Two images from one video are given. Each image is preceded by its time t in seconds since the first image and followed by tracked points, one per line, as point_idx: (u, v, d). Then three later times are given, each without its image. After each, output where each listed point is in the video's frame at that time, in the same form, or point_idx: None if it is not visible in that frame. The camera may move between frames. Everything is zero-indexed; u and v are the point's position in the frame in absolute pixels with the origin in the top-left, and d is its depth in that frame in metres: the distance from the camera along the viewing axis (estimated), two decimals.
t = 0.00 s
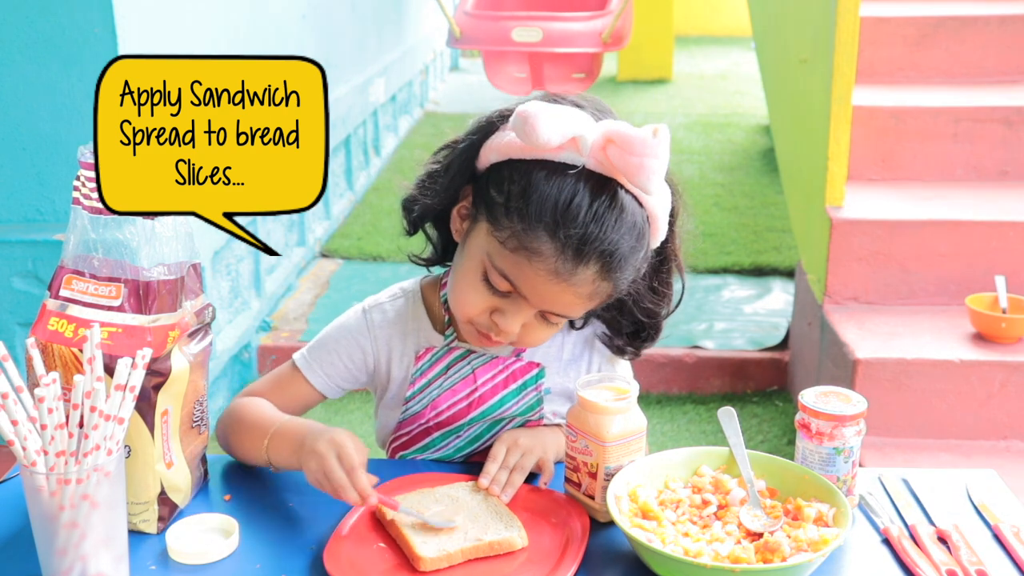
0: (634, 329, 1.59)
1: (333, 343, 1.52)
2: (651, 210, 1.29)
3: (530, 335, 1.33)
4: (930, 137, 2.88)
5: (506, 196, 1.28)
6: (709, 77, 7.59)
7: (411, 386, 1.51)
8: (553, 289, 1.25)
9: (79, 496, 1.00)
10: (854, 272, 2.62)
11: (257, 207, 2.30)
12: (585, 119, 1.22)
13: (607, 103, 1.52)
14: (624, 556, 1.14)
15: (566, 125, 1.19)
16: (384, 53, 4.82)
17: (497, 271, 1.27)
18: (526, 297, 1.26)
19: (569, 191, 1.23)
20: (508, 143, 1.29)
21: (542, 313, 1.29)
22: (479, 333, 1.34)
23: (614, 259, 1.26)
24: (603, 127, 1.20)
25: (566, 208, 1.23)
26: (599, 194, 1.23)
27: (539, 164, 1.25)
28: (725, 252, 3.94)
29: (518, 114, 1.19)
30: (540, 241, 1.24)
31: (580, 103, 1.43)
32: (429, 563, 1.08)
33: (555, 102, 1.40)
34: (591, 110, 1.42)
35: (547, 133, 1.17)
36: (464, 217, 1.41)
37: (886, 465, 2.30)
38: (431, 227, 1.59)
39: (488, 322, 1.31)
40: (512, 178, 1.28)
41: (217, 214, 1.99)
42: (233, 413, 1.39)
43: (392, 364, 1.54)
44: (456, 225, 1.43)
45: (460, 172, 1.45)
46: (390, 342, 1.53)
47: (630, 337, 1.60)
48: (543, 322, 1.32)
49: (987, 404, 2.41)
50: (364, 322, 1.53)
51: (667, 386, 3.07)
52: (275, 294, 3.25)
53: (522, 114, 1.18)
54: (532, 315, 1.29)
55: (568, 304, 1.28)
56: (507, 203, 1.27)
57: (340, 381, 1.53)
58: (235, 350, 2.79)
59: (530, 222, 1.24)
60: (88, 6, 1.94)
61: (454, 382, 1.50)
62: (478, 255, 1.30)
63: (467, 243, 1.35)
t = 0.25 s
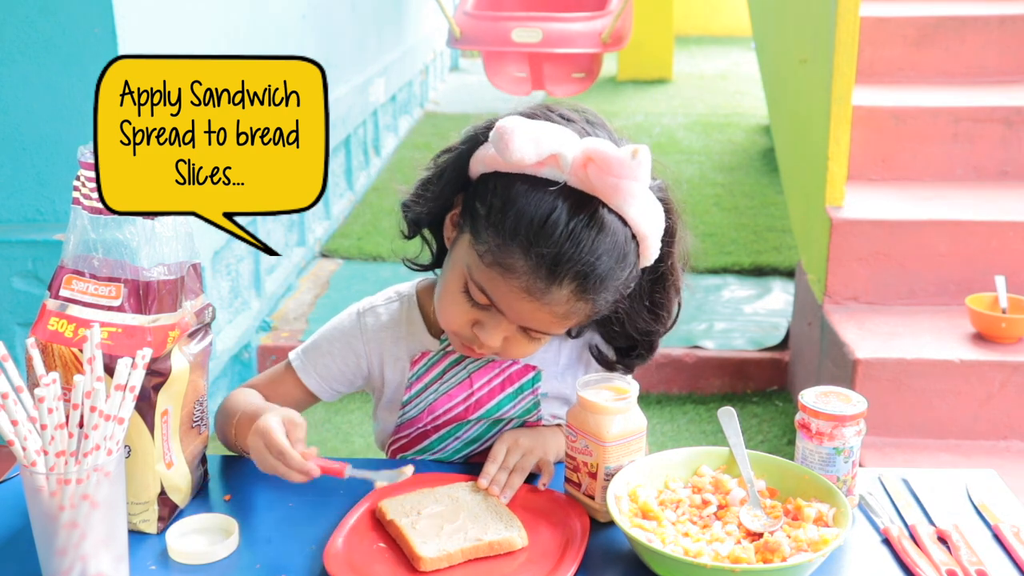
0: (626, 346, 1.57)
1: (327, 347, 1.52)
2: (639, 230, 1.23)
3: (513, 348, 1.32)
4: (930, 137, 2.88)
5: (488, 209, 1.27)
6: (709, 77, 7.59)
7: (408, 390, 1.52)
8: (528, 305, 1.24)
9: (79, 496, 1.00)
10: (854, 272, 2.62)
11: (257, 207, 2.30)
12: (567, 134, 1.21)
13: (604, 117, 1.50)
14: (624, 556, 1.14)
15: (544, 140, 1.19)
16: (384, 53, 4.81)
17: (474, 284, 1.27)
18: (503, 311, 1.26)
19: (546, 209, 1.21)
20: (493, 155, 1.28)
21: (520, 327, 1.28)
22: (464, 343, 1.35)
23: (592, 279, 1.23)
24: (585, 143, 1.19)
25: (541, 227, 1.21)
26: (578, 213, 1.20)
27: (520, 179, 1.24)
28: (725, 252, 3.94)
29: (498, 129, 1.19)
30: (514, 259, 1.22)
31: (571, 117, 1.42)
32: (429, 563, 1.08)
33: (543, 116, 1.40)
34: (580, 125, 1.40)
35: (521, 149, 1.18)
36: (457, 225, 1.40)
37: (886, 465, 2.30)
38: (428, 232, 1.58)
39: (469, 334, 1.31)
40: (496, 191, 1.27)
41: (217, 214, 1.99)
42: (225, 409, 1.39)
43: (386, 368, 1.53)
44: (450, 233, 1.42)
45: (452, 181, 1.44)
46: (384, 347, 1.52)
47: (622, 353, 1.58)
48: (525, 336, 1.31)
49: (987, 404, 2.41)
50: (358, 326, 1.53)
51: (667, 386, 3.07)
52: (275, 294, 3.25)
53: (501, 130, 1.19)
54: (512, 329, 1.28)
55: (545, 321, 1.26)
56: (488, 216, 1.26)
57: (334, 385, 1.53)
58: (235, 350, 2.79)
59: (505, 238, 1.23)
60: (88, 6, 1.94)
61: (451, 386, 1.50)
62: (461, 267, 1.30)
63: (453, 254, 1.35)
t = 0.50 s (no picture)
0: (633, 318, 1.59)
1: (340, 333, 1.52)
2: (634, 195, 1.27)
3: (529, 334, 1.32)
4: (930, 137, 2.88)
5: (484, 201, 1.28)
6: (709, 77, 7.59)
7: (408, 388, 1.51)
8: (544, 287, 1.25)
9: (79, 496, 1.00)
10: (854, 272, 2.62)
11: (257, 207, 2.30)
12: (551, 113, 1.21)
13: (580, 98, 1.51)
14: (625, 556, 1.14)
15: (533, 123, 1.19)
16: (384, 53, 4.81)
17: (486, 277, 1.27)
18: (519, 300, 1.26)
19: (545, 189, 1.23)
20: (477, 147, 1.29)
21: (535, 311, 1.29)
22: (478, 340, 1.35)
23: (600, 249, 1.25)
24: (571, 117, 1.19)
25: (544, 206, 1.22)
26: (577, 186, 1.22)
27: (509, 166, 1.26)
28: (725, 252, 3.94)
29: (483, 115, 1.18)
30: (523, 243, 1.23)
31: (549, 98, 1.42)
32: (429, 563, 1.08)
33: (522, 99, 1.40)
34: (559, 104, 1.42)
35: (514, 134, 1.16)
36: (448, 225, 1.41)
37: (886, 465, 2.30)
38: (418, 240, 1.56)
39: (484, 328, 1.31)
40: (488, 182, 1.28)
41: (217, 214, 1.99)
42: (226, 399, 1.35)
43: (393, 360, 1.54)
44: (441, 234, 1.43)
45: (436, 183, 1.42)
46: (393, 338, 1.54)
47: (630, 326, 1.60)
48: (539, 320, 1.31)
49: (987, 404, 2.41)
50: (370, 314, 1.54)
51: (667, 386, 3.07)
52: (275, 294, 3.25)
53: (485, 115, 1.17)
54: (527, 315, 1.29)
55: (561, 300, 1.27)
56: (486, 208, 1.27)
57: (343, 372, 1.53)
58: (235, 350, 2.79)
59: (510, 224, 1.24)
60: (88, 6, 1.94)
61: (451, 385, 1.50)
62: (467, 264, 1.30)
63: (454, 251, 1.35)
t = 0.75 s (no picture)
0: (635, 323, 1.60)
1: (342, 337, 1.52)
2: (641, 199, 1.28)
3: (529, 336, 1.32)
4: (930, 137, 2.88)
5: (491, 198, 1.28)
6: (709, 77, 7.59)
7: (410, 387, 1.51)
8: (547, 286, 1.25)
9: (79, 496, 1.00)
10: (854, 272, 2.62)
11: (257, 207, 2.30)
12: (561, 114, 1.22)
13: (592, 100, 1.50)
14: (624, 556, 1.14)
15: (543, 120, 1.20)
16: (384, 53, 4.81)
17: (489, 275, 1.26)
18: (522, 300, 1.26)
19: (553, 187, 1.23)
20: (487, 145, 1.30)
21: (537, 312, 1.28)
22: (478, 340, 1.34)
23: (604, 250, 1.26)
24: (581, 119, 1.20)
25: (551, 204, 1.23)
26: (584, 186, 1.23)
27: (518, 163, 1.26)
28: (725, 252, 3.94)
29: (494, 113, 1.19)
30: (528, 240, 1.23)
31: (560, 99, 1.42)
32: (429, 563, 1.08)
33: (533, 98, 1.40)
34: (570, 105, 1.41)
35: (524, 129, 1.18)
36: (453, 222, 1.40)
37: (887, 465, 2.30)
38: (423, 237, 1.57)
39: (485, 327, 1.30)
40: (496, 179, 1.28)
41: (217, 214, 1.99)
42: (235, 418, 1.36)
43: (395, 361, 1.55)
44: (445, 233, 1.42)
45: (445, 179, 1.43)
46: (395, 340, 1.54)
47: (632, 332, 1.60)
48: (541, 321, 1.31)
49: (987, 404, 2.41)
50: (372, 317, 1.54)
51: (667, 386, 3.07)
52: (275, 294, 3.25)
53: (498, 113, 1.19)
54: (529, 315, 1.28)
55: (563, 301, 1.27)
56: (493, 205, 1.27)
57: (348, 376, 1.53)
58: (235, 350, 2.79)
59: (516, 222, 1.24)
60: (88, 6, 1.94)
61: (453, 386, 1.50)
62: (470, 261, 1.30)
63: (457, 249, 1.35)
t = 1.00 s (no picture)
0: (638, 342, 1.60)
1: (347, 338, 1.51)
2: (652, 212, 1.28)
3: (530, 339, 1.32)
4: (930, 137, 2.88)
5: (501, 197, 1.27)
6: (709, 77, 7.59)
7: (414, 386, 1.51)
8: (548, 290, 1.24)
9: (79, 496, 1.00)
10: (854, 272, 2.62)
11: (257, 207, 2.30)
12: (577, 118, 1.21)
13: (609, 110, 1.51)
14: (624, 556, 1.14)
15: (559, 123, 1.19)
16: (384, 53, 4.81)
17: (492, 273, 1.26)
18: (524, 300, 1.25)
19: (561, 190, 1.22)
20: (502, 145, 1.29)
21: (539, 315, 1.28)
22: (478, 338, 1.34)
23: (609, 259, 1.24)
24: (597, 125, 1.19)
25: (558, 208, 1.22)
26: (594, 192, 1.22)
27: (532, 165, 1.25)
28: (725, 252, 3.94)
29: (511, 112, 1.19)
30: (533, 242, 1.23)
31: (578, 104, 1.42)
32: (429, 564, 1.08)
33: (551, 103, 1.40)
34: (587, 113, 1.41)
35: (539, 131, 1.18)
36: (464, 222, 1.40)
37: (886, 465, 2.30)
38: (435, 234, 1.56)
39: (486, 326, 1.30)
40: (507, 179, 1.28)
41: (217, 214, 1.99)
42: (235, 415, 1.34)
43: (399, 360, 1.55)
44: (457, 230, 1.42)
45: (459, 179, 1.43)
46: (400, 339, 1.54)
47: (636, 349, 1.61)
48: (542, 325, 1.31)
49: (987, 404, 2.41)
50: (376, 316, 1.53)
51: (667, 386, 3.07)
52: (275, 294, 3.25)
53: (515, 112, 1.19)
54: (529, 317, 1.28)
55: (564, 306, 1.26)
56: (502, 204, 1.27)
57: (353, 377, 1.52)
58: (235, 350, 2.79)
59: (522, 222, 1.23)
60: (87, 6, 1.94)
61: (456, 387, 1.49)
62: (475, 258, 1.30)
63: (464, 247, 1.34)
